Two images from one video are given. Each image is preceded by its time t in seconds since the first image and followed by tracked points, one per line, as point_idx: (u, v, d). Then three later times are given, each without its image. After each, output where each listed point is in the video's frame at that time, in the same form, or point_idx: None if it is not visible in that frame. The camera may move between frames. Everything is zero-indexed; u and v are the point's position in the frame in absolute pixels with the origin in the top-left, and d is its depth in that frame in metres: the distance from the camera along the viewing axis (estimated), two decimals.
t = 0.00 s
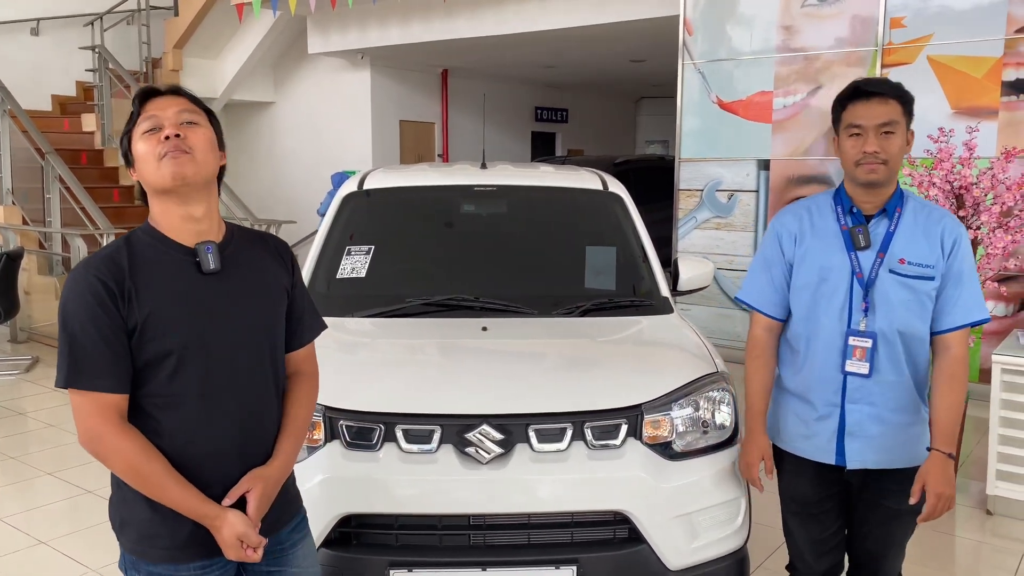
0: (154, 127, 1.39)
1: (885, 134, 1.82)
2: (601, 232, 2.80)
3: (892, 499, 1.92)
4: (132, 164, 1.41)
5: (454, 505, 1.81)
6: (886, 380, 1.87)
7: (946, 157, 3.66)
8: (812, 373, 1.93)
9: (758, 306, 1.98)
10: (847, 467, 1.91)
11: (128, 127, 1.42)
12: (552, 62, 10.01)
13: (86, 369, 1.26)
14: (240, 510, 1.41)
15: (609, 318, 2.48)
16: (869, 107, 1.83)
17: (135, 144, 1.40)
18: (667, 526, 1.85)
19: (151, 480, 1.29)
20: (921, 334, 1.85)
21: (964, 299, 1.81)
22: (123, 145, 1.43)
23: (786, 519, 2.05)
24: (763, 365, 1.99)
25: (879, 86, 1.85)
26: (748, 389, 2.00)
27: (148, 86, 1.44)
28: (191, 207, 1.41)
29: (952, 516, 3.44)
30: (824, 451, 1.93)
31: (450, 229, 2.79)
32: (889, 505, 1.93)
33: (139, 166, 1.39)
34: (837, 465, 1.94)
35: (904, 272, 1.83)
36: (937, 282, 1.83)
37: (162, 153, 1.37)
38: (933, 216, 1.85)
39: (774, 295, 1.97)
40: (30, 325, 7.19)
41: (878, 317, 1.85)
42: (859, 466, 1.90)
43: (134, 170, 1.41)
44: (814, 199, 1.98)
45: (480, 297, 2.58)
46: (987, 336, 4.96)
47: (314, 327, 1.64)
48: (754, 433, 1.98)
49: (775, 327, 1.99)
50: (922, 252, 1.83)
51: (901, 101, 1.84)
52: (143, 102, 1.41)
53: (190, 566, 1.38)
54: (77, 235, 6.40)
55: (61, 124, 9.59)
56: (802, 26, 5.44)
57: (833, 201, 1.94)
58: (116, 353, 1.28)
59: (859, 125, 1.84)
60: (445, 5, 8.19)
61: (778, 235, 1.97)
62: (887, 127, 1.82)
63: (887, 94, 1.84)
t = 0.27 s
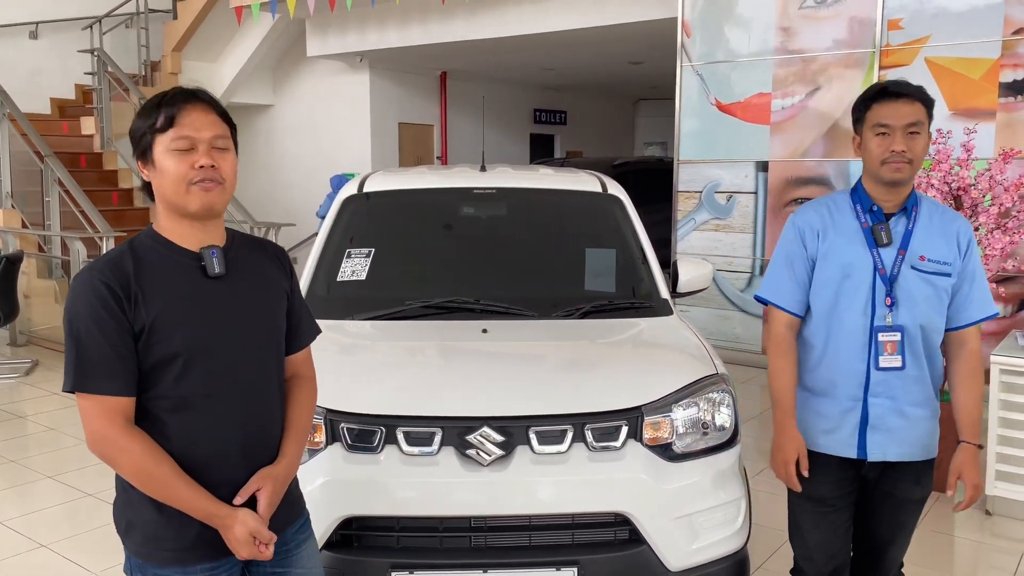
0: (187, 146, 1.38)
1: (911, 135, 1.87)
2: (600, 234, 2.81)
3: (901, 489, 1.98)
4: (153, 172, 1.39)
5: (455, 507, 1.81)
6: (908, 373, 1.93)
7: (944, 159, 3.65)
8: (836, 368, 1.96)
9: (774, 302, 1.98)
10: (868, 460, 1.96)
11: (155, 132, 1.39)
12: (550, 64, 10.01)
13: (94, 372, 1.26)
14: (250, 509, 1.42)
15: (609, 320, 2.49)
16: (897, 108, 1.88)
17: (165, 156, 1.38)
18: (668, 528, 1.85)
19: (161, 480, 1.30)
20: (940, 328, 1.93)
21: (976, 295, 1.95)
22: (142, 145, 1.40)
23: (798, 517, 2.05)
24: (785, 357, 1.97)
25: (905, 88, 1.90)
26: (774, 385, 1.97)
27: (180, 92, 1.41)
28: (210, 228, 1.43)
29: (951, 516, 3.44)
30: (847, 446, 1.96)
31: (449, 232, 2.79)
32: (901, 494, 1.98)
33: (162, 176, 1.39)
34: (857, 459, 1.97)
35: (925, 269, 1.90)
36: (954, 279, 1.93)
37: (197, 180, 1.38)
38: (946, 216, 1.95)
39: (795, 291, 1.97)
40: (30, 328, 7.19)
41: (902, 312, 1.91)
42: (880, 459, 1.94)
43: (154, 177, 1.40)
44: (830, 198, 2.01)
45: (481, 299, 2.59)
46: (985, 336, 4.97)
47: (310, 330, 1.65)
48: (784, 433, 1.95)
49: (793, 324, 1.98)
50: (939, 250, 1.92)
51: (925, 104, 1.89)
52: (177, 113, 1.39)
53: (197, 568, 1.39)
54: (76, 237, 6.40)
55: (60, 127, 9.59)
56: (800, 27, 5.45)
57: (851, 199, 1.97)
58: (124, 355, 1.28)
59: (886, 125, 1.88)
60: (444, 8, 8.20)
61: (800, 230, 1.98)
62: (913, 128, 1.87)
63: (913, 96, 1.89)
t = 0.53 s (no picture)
0: (234, 150, 1.42)
1: (914, 137, 1.88)
2: (598, 238, 2.82)
3: (903, 485, 1.99)
4: (196, 170, 1.38)
5: (454, 511, 1.82)
6: (914, 372, 1.94)
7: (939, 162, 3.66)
8: (844, 368, 1.97)
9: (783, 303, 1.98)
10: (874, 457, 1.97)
11: (201, 132, 1.39)
12: (548, 68, 10.03)
13: (109, 379, 1.26)
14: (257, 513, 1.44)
15: (607, 323, 2.50)
16: (901, 111, 1.89)
17: (214, 157, 1.39)
18: (666, 530, 1.86)
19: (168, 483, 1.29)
20: (944, 328, 1.95)
21: (978, 298, 1.99)
22: (183, 143, 1.37)
23: (804, 515, 2.05)
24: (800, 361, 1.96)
25: (907, 92, 1.91)
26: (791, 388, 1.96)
27: (220, 98, 1.43)
28: (222, 232, 1.45)
29: (949, 519, 3.45)
30: (854, 442, 1.97)
31: (448, 235, 2.80)
32: (902, 492, 2.00)
33: (209, 177, 1.39)
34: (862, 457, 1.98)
35: (931, 270, 1.92)
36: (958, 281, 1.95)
37: (243, 184, 1.42)
38: (950, 219, 1.97)
39: (805, 292, 1.97)
40: (27, 332, 7.19)
41: (909, 312, 1.92)
42: (887, 456, 1.96)
43: (193, 175, 1.38)
44: (837, 201, 2.01)
45: (479, 303, 2.59)
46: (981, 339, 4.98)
47: (304, 330, 1.65)
48: (809, 433, 1.94)
49: (802, 324, 1.97)
50: (944, 251, 1.94)
51: (927, 106, 1.91)
52: (223, 117, 1.42)
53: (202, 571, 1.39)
54: (74, 242, 6.39)
55: (58, 132, 9.60)
56: (796, 31, 5.47)
57: (858, 202, 1.98)
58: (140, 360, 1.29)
59: (890, 127, 1.89)
60: (442, 12, 8.22)
61: (808, 232, 1.98)
62: (916, 130, 1.88)
63: (916, 99, 1.90)
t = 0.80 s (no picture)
0: (260, 158, 1.43)
1: (903, 148, 1.88)
2: (594, 241, 2.82)
3: (896, 487, 1.99)
4: (229, 175, 1.37)
5: (450, 515, 1.81)
6: (903, 375, 1.94)
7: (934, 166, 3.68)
8: (832, 369, 1.98)
9: (773, 302, 2.03)
10: (863, 457, 1.98)
11: (235, 138, 1.39)
12: (543, 71, 10.05)
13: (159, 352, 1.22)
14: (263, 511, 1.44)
15: (603, 326, 2.50)
16: (889, 122, 1.89)
17: (246, 163, 1.40)
18: (662, 533, 1.86)
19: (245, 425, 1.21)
20: (935, 332, 1.93)
21: (975, 303, 1.95)
22: (217, 147, 1.36)
23: (797, 515, 2.07)
24: (791, 357, 2.00)
25: (897, 102, 1.91)
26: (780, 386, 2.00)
27: (244, 105, 1.44)
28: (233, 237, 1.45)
29: (944, 521, 3.45)
30: (842, 443, 1.98)
31: (444, 239, 2.80)
32: (897, 494, 2.00)
33: (239, 182, 1.39)
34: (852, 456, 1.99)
35: (921, 274, 1.91)
36: (950, 286, 1.93)
37: (267, 192, 1.45)
38: (946, 224, 1.95)
39: (795, 293, 2.01)
40: (22, 336, 7.17)
41: (897, 315, 1.92)
42: (875, 457, 1.96)
43: (225, 180, 1.37)
44: (831, 206, 2.03)
45: (475, 306, 2.59)
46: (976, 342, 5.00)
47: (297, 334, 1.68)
48: (793, 429, 1.98)
49: (793, 324, 2.02)
50: (936, 255, 1.92)
51: (918, 116, 1.90)
52: (250, 124, 1.43)
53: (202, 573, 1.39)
54: (69, 245, 6.38)
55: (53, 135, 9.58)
56: (791, 35, 5.49)
57: (852, 207, 1.99)
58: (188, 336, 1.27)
59: (880, 139, 1.90)
60: (437, 15, 8.22)
61: (801, 236, 2.01)
62: (906, 142, 1.88)
63: (906, 109, 1.90)
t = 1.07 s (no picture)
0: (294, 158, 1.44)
1: (879, 142, 1.92)
2: (589, 244, 2.82)
3: (889, 488, 1.98)
4: (266, 175, 1.38)
5: (444, 518, 1.81)
6: (890, 373, 1.95)
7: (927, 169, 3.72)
8: (819, 366, 2.03)
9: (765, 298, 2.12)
10: (850, 455, 1.99)
11: (269, 139, 1.39)
12: (537, 74, 10.06)
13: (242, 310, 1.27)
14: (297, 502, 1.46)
15: (597, 328, 2.50)
16: (866, 119, 1.95)
17: (281, 164, 1.40)
18: (656, 535, 1.86)
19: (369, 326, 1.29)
20: (925, 333, 1.92)
21: (971, 307, 1.90)
22: (254, 148, 1.36)
23: (790, 511, 2.09)
24: (775, 351, 2.12)
25: (876, 101, 1.96)
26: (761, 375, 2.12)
27: (275, 107, 1.44)
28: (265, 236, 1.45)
29: (938, 523, 3.46)
30: (829, 440, 2.00)
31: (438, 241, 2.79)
32: (889, 495, 1.98)
33: (274, 181, 1.39)
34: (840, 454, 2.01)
35: (909, 275, 1.91)
36: (941, 287, 1.91)
37: (300, 191, 1.45)
38: (941, 226, 1.93)
39: (788, 292, 2.09)
40: (14, 339, 7.14)
41: (883, 314, 1.93)
42: (861, 454, 1.98)
43: (261, 180, 1.38)
44: (829, 208, 2.09)
45: (469, 308, 2.59)
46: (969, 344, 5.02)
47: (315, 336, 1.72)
48: (765, 419, 2.10)
49: (785, 322, 2.11)
50: (927, 255, 1.91)
51: (898, 112, 1.94)
52: (282, 126, 1.43)
53: (241, 565, 1.39)
54: (62, 247, 6.35)
55: (46, 137, 9.55)
56: (785, 38, 5.51)
57: (846, 209, 2.04)
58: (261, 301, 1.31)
59: (858, 136, 1.96)
60: (431, 18, 8.22)
61: (793, 238, 2.09)
62: (882, 136, 1.92)
63: (883, 106, 1.95)
